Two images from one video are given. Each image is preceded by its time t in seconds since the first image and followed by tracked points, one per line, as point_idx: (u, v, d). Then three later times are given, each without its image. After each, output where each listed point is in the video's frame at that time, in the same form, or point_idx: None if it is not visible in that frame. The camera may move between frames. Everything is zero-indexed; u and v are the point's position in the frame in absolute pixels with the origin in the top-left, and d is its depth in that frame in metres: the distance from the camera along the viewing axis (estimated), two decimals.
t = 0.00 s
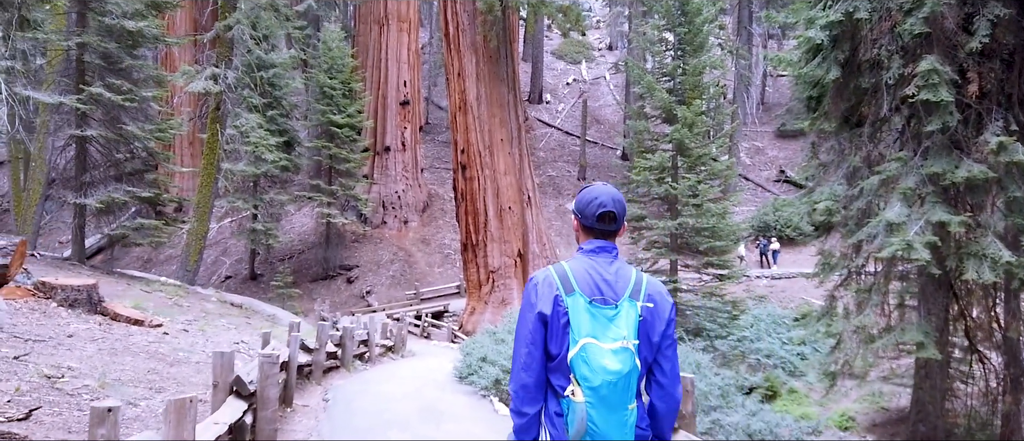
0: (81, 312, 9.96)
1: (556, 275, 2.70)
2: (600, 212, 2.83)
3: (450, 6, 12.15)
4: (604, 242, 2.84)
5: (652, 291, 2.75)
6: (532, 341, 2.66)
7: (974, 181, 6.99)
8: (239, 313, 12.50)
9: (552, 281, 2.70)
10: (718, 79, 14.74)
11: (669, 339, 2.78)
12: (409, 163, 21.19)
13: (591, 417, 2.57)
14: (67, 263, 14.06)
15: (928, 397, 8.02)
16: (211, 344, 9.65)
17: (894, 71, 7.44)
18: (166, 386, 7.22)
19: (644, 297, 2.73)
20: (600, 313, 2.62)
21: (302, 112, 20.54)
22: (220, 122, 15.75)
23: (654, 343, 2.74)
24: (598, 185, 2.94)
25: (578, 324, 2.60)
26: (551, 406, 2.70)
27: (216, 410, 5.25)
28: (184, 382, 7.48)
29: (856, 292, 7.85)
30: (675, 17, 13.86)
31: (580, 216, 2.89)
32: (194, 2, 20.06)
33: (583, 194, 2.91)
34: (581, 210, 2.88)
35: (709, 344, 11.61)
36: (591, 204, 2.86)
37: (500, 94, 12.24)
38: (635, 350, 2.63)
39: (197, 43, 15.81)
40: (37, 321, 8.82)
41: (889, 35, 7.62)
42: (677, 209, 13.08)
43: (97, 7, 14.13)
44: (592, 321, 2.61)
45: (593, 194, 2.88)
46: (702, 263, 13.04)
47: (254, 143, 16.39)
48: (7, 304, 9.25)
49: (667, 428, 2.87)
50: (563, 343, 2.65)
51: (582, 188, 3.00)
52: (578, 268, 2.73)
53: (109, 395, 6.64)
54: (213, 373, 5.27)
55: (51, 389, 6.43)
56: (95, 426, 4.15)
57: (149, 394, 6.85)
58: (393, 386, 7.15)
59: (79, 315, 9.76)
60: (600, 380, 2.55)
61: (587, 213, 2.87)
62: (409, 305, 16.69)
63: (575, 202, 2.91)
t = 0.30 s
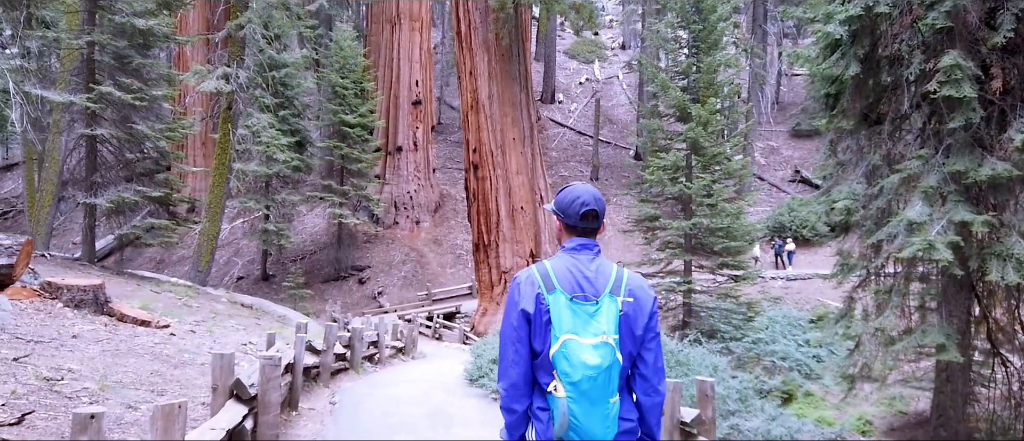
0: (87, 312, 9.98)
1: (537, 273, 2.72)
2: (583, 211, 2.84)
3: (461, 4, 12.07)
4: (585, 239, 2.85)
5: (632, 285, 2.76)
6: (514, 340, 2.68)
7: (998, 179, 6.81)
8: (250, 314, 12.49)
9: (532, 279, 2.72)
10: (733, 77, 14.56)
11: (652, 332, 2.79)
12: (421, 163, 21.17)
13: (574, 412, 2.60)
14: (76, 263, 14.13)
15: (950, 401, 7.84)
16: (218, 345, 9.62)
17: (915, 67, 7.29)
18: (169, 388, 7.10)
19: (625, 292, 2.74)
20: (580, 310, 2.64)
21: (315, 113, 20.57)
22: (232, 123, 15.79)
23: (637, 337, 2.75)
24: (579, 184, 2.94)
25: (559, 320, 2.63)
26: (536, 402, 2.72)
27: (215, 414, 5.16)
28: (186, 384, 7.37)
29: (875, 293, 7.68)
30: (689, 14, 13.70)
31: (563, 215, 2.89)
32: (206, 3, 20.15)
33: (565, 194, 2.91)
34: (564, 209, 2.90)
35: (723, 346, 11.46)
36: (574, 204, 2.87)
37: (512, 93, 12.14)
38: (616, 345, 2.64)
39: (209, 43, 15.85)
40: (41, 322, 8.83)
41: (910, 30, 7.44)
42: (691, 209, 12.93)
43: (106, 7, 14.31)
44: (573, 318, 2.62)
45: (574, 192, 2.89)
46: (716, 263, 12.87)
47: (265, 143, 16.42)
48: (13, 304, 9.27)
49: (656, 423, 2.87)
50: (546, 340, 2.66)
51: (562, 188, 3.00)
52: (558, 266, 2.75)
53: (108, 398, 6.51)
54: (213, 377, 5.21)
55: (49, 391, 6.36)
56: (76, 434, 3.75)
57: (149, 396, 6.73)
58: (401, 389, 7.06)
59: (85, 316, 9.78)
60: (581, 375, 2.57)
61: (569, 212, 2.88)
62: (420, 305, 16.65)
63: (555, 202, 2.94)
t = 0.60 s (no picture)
0: (89, 312, 9.96)
1: (506, 275, 2.79)
2: (564, 211, 2.97)
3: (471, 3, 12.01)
4: (554, 238, 2.93)
5: (600, 280, 2.78)
6: (487, 339, 2.77)
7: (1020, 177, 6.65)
8: (257, 314, 12.47)
9: (502, 281, 2.79)
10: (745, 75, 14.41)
11: (623, 326, 2.79)
12: (430, 162, 21.13)
13: (543, 409, 2.65)
14: (83, 263, 14.15)
15: (969, 404, 7.68)
16: (222, 347, 9.57)
17: (935, 63, 7.13)
18: (167, 392, 7.04)
19: (592, 288, 2.76)
20: (547, 309, 2.69)
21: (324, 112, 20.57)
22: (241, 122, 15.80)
23: (606, 331, 2.76)
24: (552, 185, 3.07)
25: (526, 320, 2.69)
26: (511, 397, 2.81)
27: (211, 422, 5.10)
28: (186, 388, 7.30)
29: (893, 294, 7.52)
30: (700, 12, 13.56)
31: (543, 213, 2.98)
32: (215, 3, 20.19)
33: (542, 194, 3.02)
34: (544, 208, 2.99)
35: (735, 347, 11.31)
36: (557, 203, 2.99)
37: (522, 92, 12.05)
38: (583, 341, 2.68)
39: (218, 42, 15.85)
40: (42, 323, 8.82)
41: (929, 25, 7.30)
42: (702, 208, 12.80)
43: (113, 5, 14.36)
44: (541, 318, 2.68)
45: (550, 192, 3.01)
46: (728, 263, 12.72)
47: (274, 142, 16.40)
48: (14, 305, 9.26)
49: (633, 413, 2.89)
50: (516, 339, 2.74)
51: (536, 185, 3.11)
52: (527, 266, 2.81)
53: (106, 402, 6.41)
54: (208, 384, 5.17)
55: (43, 396, 6.25)
56: None
57: (149, 401, 6.64)
58: (406, 392, 6.97)
59: (86, 317, 9.76)
60: (547, 373, 2.62)
61: (551, 210, 2.99)
62: (429, 305, 16.59)
63: (527, 201, 3.03)
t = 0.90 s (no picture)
0: (91, 312, 9.98)
1: (498, 276, 2.82)
2: (549, 214, 3.06)
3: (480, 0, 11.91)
4: (542, 240, 3.00)
5: (587, 283, 2.90)
6: (479, 339, 2.76)
7: None
8: (264, 315, 12.46)
9: (494, 281, 2.82)
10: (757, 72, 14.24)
11: (606, 327, 2.93)
12: (440, 162, 21.09)
13: (538, 407, 2.68)
14: (90, 263, 14.19)
15: (988, 407, 7.52)
16: (224, 348, 9.52)
17: (954, 58, 6.97)
18: (165, 395, 6.97)
19: (581, 290, 2.88)
20: (540, 309, 2.75)
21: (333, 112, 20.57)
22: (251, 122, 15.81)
23: (592, 331, 2.89)
24: (534, 189, 3.14)
25: (521, 320, 2.72)
26: (499, 397, 2.82)
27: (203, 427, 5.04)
28: (184, 390, 7.24)
29: (910, 295, 7.36)
30: (712, 9, 13.39)
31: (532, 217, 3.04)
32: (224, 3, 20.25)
33: (527, 198, 3.05)
34: (531, 212, 3.04)
35: (747, 349, 11.15)
36: (543, 208, 3.07)
37: (532, 90, 11.98)
38: (575, 341, 2.76)
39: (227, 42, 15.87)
40: (41, 323, 8.83)
41: (948, 19, 7.13)
42: (714, 208, 12.65)
43: (120, 3, 14.42)
44: (535, 317, 2.73)
45: (536, 196, 3.07)
46: (740, 263, 12.56)
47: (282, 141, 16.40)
48: (14, 305, 9.31)
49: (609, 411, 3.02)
50: (508, 340, 2.77)
51: (511, 190, 3.13)
52: (519, 267, 2.85)
53: (100, 405, 6.36)
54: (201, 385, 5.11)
55: (34, 399, 6.22)
56: None
57: (145, 403, 6.59)
58: (413, 395, 6.90)
59: (88, 317, 9.76)
60: (544, 372, 2.66)
61: (539, 214, 3.06)
62: (438, 305, 16.53)
63: (512, 206, 3.05)
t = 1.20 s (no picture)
0: (95, 312, 10.02)
1: (494, 261, 2.78)
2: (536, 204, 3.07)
3: None
4: (531, 230, 3.01)
5: (574, 274, 2.98)
6: (473, 323, 2.70)
7: None
8: (273, 315, 12.47)
9: (489, 266, 2.77)
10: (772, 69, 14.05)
11: (586, 316, 3.03)
12: (451, 162, 21.05)
13: (534, 391, 2.68)
14: (101, 262, 14.25)
15: (1013, 411, 7.32)
16: (230, 349, 9.50)
17: (977, 52, 6.80)
18: (161, 398, 6.93)
19: (568, 280, 2.96)
20: (535, 295, 2.77)
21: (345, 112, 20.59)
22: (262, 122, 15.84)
23: (575, 320, 2.97)
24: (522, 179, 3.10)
25: (518, 306, 2.73)
26: (485, 382, 2.77)
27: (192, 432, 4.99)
28: (181, 393, 7.20)
29: (930, 295, 7.18)
30: (726, 5, 13.21)
31: (524, 207, 3.03)
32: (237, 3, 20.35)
33: (519, 188, 3.02)
34: (521, 202, 3.02)
35: (762, 350, 10.98)
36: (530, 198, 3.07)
37: (543, 88, 11.85)
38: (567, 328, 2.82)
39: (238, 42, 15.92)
40: (42, 324, 8.85)
41: (970, 13, 6.95)
42: (729, 207, 12.48)
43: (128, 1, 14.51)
44: (530, 304, 2.75)
45: (527, 187, 3.05)
46: (756, 264, 12.38)
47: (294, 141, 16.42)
48: (17, 305, 9.35)
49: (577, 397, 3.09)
50: (500, 324, 2.74)
51: (500, 179, 3.04)
52: (513, 254, 2.84)
53: (93, 408, 6.32)
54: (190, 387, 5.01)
55: (25, 402, 6.20)
56: None
57: (141, 407, 6.55)
58: (418, 398, 6.81)
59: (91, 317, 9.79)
60: (542, 356, 2.67)
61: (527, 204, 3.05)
62: (449, 305, 16.47)
63: (504, 195, 2.98)
